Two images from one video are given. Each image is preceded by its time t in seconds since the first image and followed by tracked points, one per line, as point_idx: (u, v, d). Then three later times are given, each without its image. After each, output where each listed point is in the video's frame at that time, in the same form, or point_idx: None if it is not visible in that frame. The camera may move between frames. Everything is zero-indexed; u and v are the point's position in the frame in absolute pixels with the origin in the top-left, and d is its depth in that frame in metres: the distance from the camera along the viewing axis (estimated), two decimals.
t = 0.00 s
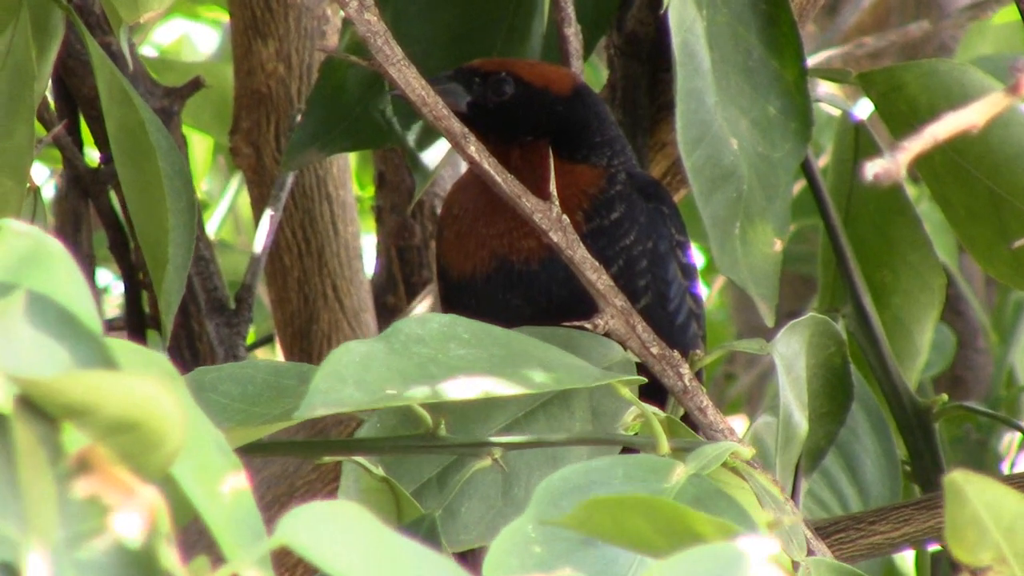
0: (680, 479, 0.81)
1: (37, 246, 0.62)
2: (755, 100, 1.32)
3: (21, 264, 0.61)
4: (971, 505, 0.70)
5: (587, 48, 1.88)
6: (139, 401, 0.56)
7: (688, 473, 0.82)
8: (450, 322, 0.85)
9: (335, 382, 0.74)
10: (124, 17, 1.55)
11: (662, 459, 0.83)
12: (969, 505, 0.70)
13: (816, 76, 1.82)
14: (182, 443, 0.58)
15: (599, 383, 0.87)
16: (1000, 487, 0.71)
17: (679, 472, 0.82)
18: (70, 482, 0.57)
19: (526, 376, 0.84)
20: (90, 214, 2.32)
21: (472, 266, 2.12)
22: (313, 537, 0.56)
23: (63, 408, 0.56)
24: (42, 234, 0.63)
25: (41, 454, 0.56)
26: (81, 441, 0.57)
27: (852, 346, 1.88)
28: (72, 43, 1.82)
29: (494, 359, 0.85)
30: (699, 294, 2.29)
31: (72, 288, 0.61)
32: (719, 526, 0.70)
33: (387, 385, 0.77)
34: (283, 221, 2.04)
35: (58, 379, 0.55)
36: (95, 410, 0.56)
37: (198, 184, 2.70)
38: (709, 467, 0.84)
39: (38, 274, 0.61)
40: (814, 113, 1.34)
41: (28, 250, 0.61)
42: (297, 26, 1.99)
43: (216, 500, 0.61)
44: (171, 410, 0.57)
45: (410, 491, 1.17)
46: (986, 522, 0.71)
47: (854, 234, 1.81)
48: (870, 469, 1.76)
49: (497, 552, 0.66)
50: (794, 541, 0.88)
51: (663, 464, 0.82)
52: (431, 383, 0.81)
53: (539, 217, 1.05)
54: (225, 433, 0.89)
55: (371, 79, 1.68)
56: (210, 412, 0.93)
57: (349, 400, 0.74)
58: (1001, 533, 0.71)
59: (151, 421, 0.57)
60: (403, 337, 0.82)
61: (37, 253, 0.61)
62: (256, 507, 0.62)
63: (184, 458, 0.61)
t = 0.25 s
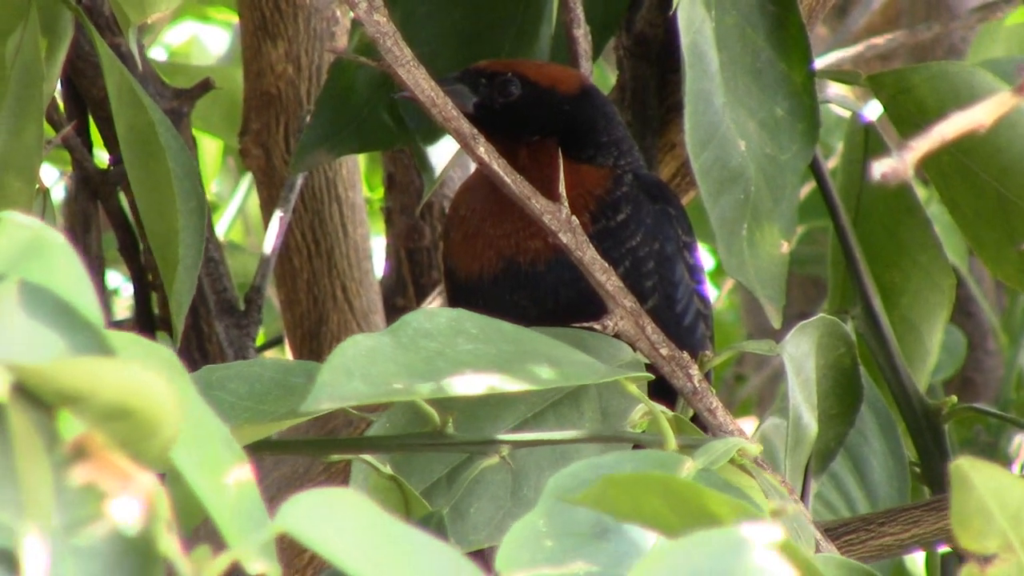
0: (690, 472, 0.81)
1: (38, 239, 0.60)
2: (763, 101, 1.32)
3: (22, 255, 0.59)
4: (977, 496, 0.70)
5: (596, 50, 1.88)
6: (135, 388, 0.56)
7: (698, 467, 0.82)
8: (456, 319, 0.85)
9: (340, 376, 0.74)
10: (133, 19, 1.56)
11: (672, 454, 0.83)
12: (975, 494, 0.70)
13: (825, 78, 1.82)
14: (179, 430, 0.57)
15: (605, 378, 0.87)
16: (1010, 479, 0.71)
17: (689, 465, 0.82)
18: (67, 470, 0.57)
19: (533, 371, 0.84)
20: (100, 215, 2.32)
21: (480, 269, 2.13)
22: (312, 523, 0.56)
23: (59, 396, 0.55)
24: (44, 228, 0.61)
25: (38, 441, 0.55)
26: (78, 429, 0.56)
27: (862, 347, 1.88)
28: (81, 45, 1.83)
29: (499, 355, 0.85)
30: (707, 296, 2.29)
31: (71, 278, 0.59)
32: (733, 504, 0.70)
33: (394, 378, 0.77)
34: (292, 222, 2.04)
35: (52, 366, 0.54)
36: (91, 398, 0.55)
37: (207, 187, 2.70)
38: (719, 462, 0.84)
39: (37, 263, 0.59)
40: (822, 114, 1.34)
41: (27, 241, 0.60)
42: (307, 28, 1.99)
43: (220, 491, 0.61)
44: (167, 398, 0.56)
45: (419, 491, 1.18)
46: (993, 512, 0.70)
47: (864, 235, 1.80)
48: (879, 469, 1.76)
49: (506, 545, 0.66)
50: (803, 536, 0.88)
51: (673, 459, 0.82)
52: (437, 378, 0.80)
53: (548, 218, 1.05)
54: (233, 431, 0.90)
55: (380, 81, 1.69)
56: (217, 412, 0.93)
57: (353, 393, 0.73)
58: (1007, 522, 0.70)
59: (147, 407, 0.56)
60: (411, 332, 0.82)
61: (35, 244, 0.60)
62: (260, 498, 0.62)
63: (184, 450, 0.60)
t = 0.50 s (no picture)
0: (700, 470, 0.81)
1: (62, 245, 0.58)
2: (770, 98, 1.32)
3: (45, 262, 0.58)
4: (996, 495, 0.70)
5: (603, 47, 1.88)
6: (165, 399, 0.52)
7: (709, 465, 0.81)
8: (464, 316, 0.85)
9: (354, 371, 0.74)
10: (139, 17, 1.56)
11: (684, 451, 0.83)
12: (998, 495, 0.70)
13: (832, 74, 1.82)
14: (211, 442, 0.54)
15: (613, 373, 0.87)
16: None
17: (700, 464, 0.82)
18: (96, 482, 0.53)
19: (542, 368, 0.84)
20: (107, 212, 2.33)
21: (487, 267, 2.12)
22: (339, 531, 0.53)
23: (87, 407, 0.52)
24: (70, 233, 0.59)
25: (65, 455, 0.52)
26: (106, 441, 0.53)
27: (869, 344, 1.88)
28: (88, 42, 1.83)
29: (508, 352, 0.85)
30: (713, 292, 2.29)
31: (93, 283, 0.57)
32: (746, 513, 0.67)
33: (407, 371, 0.78)
34: (299, 219, 2.05)
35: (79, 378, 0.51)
36: (119, 408, 0.52)
37: (214, 184, 2.71)
38: (731, 460, 0.83)
39: (60, 269, 0.57)
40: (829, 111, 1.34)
41: (52, 247, 0.58)
42: (313, 25, 1.99)
43: (239, 495, 0.58)
44: (197, 409, 0.53)
45: (427, 489, 1.17)
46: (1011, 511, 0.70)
47: (871, 231, 1.80)
48: (886, 466, 1.76)
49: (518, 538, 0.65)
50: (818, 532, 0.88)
51: (684, 457, 0.82)
52: (442, 370, 0.80)
53: (554, 216, 1.05)
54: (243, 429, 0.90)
55: (385, 79, 1.69)
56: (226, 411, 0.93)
57: (367, 385, 0.74)
58: None
59: (178, 418, 0.53)
60: (423, 328, 0.82)
61: (59, 251, 0.58)
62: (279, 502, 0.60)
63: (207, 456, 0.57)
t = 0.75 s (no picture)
0: (696, 472, 0.81)
1: (42, 245, 0.61)
2: (777, 97, 1.32)
3: (22, 260, 0.59)
4: (984, 498, 0.70)
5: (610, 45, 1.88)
6: (132, 394, 0.57)
7: (704, 469, 0.82)
8: (467, 316, 0.85)
9: (349, 374, 0.75)
10: (145, 16, 1.56)
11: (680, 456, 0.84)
12: (981, 498, 0.70)
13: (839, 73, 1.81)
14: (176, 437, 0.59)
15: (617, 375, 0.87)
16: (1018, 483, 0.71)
17: (695, 468, 0.82)
18: (65, 476, 0.57)
19: (544, 369, 0.84)
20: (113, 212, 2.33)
21: (486, 275, 2.13)
22: (312, 531, 0.56)
23: (56, 403, 0.57)
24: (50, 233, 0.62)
25: (35, 448, 0.57)
26: (75, 435, 0.57)
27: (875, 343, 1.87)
28: (95, 42, 1.83)
29: (513, 351, 0.85)
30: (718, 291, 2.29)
31: (73, 285, 0.60)
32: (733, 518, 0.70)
33: (403, 376, 0.78)
34: (305, 220, 2.05)
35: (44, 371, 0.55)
36: (88, 404, 0.57)
37: (221, 183, 2.71)
38: (726, 464, 0.83)
39: (41, 268, 0.59)
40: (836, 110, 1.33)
41: (32, 245, 0.60)
42: (320, 24, 1.99)
43: (220, 498, 0.61)
44: (164, 406, 0.57)
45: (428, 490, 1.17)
46: (999, 517, 0.70)
47: (877, 231, 1.79)
48: (892, 465, 1.75)
49: (509, 551, 0.67)
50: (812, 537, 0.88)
51: (680, 460, 0.83)
52: (448, 375, 0.80)
53: (561, 215, 1.05)
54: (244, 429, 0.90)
55: (392, 78, 1.68)
56: (229, 410, 0.94)
57: (363, 390, 0.74)
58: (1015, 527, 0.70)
59: (145, 414, 0.57)
60: (420, 331, 0.82)
61: (39, 250, 0.60)
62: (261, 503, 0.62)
63: (187, 455, 0.61)
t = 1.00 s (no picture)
0: (706, 474, 0.81)
1: (60, 247, 0.62)
2: (780, 99, 1.32)
3: (41, 263, 0.61)
4: (997, 501, 0.70)
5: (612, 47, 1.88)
6: (161, 392, 0.56)
7: (715, 469, 0.82)
8: (473, 319, 0.85)
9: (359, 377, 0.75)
10: (148, 19, 1.56)
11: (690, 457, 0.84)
12: (995, 499, 0.70)
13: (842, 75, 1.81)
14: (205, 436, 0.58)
15: (623, 377, 0.87)
16: None
17: (706, 468, 0.82)
18: (95, 476, 0.57)
19: (550, 371, 0.84)
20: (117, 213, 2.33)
21: (488, 276, 2.13)
22: (335, 530, 0.56)
23: (86, 403, 0.56)
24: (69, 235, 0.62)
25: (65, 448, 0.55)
26: (104, 435, 0.57)
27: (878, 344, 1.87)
28: (98, 44, 1.83)
29: (518, 353, 0.85)
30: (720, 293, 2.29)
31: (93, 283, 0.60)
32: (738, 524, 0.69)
33: (411, 381, 0.78)
34: (308, 221, 2.04)
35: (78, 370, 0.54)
36: (119, 404, 0.56)
37: (223, 184, 2.71)
38: (736, 464, 0.83)
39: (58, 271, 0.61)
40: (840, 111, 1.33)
41: (50, 247, 0.61)
42: (322, 26, 1.99)
43: (230, 503, 0.60)
44: (193, 404, 0.57)
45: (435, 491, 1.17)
46: (1013, 518, 0.70)
47: (880, 232, 1.79)
48: (896, 467, 1.75)
49: (521, 553, 0.66)
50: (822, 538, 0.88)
51: (691, 461, 0.83)
52: (454, 379, 0.81)
53: (564, 218, 1.05)
54: (250, 431, 0.90)
55: (395, 80, 1.68)
56: (235, 412, 0.94)
57: (372, 394, 0.75)
58: None
59: (175, 414, 0.57)
60: (428, 334, 0.82)
61: (58, 251, 0.61)
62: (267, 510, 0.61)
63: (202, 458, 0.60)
